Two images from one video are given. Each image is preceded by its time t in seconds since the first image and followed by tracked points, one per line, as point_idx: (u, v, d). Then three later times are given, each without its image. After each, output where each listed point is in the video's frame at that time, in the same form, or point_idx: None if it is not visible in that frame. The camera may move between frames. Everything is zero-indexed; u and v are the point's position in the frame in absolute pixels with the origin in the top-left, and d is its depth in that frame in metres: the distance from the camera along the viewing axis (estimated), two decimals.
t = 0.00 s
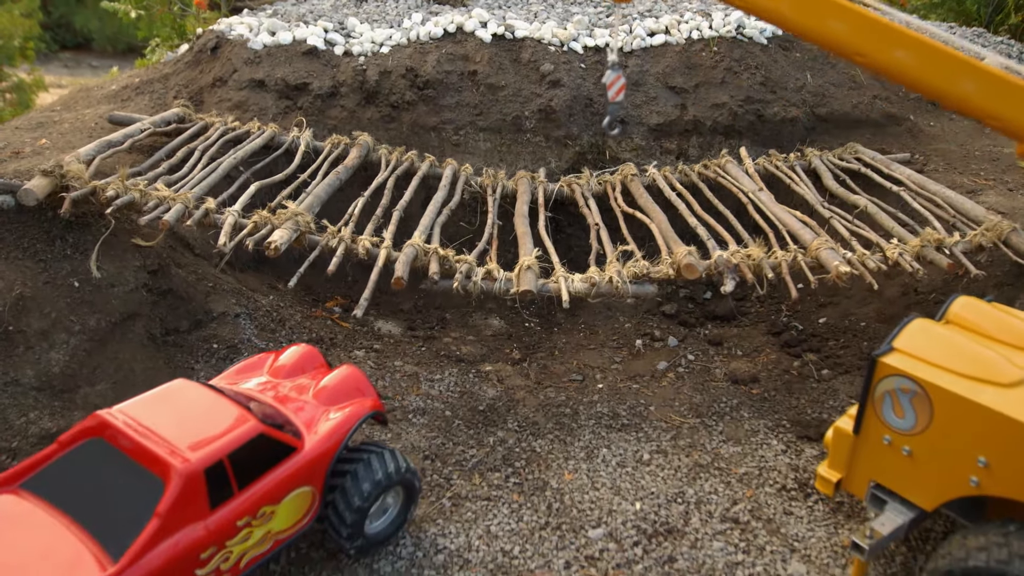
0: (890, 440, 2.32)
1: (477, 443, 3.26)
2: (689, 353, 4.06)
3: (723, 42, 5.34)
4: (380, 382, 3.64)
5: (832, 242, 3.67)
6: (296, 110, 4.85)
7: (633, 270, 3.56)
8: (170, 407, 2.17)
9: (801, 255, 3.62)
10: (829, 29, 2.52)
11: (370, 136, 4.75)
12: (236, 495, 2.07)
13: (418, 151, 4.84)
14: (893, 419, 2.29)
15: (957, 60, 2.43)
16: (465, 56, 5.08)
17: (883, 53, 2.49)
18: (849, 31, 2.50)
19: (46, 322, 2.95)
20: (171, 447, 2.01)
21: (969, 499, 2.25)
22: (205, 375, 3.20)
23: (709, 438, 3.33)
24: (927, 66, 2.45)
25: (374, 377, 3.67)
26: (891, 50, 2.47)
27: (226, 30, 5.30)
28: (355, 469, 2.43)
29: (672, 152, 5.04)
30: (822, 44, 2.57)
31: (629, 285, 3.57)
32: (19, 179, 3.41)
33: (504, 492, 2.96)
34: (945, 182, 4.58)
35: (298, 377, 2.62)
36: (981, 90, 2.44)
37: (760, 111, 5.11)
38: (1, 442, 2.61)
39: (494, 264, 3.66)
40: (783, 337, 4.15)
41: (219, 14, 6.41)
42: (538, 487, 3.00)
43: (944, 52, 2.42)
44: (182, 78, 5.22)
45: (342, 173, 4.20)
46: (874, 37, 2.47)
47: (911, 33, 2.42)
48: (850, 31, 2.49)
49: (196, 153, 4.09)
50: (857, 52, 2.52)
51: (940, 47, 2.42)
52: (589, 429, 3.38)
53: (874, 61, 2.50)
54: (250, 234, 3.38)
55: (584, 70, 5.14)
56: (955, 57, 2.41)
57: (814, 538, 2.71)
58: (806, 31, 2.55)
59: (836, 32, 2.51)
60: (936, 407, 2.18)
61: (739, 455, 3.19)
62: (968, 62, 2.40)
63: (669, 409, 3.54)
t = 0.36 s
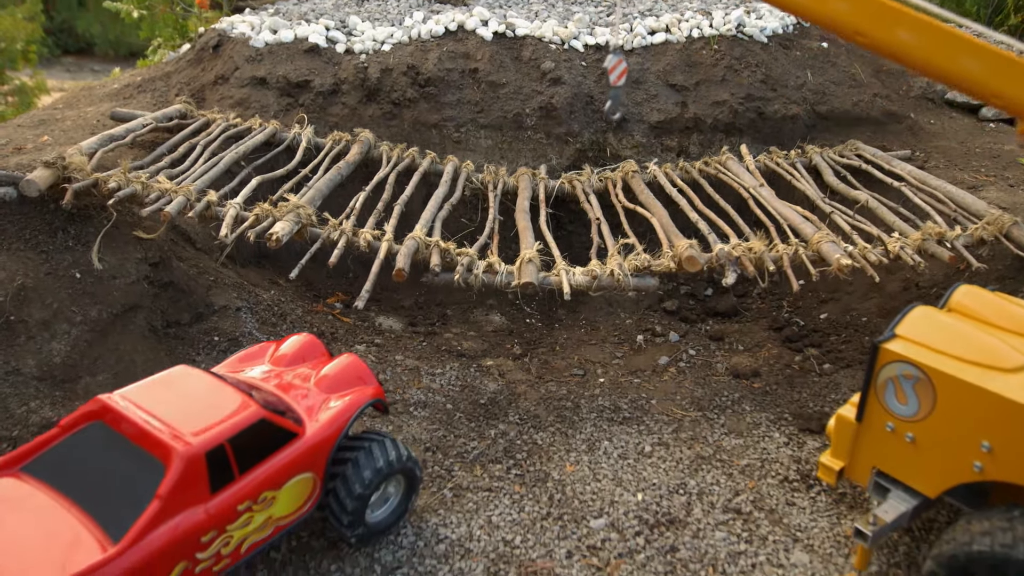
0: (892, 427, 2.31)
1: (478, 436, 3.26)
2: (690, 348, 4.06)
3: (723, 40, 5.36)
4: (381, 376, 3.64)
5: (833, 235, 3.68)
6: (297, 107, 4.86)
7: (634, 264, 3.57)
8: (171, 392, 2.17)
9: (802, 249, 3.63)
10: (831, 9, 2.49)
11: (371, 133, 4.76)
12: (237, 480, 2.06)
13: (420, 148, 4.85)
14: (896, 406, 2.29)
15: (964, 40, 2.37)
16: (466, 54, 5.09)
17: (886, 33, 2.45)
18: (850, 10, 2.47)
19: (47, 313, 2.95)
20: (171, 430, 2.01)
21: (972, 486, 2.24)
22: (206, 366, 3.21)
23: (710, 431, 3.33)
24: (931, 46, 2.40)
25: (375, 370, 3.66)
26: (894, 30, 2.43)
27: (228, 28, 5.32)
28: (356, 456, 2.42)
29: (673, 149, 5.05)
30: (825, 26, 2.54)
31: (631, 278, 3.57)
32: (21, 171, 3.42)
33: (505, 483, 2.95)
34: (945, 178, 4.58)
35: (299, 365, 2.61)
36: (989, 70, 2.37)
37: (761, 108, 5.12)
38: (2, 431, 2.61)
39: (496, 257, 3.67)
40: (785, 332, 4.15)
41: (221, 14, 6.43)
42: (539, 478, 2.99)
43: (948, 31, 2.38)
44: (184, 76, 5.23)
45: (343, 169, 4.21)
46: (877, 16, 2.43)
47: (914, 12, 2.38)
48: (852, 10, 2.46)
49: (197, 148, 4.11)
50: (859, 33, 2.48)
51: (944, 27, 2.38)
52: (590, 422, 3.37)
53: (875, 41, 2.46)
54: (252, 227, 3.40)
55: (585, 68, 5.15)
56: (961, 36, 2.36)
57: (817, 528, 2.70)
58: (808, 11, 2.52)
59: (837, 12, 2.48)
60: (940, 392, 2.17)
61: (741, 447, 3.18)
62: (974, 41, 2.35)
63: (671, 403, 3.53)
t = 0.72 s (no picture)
0: (893, 418, 2.31)
1: (478, 431, 3.25)
2: (691, 346, 4.05)
3: (722, 41, 5.37)
4: (381, 373, 3.63)
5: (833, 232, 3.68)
6: (298, 107, 4.88)
7: (634, 260, 3.57)
8: (171, 382, 2.16)
9: (802, 246, 3.63)
10: None
11: (372, 133, 4.77)
12: (236, 468, 2.05)
13: (420, 148, 4.86)
14: (896, 396, 2.28)
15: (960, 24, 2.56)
16: (466, 54, 5.11)
17: (884, 18, 2.65)
18: None
19: (47, 306, 2.96)
20: (170, 418, 2.00)
21: (973, 477, 2.24)
22: (204, 361, 3.20)
23: (710, 427, 3.32)
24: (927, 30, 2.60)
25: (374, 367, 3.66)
26: (892, 14, 2.64)
27: (229, 29, 5.34)
28: (355, 448, 2.41)
29: (673, 149, 5.06)
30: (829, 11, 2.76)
31: (630, 274, 3.57)
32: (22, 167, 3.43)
33: (505, 478, 2.94)
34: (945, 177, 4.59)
35: (298, 358, 2.61)
36: (984, 53, 2.55)
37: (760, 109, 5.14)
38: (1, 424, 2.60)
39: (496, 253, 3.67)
40: (785, 330, 4.14)
41: (222, 16, 6.45)
42: (539, 473, 2.98)
43: (944, 16, 2.56)
44: (186, 76, 5.25)
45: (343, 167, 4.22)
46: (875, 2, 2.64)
47: None
48: None
49: (197, 146, 4.11)
50: (858, 18, 2.69)
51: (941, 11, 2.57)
52: (590, 418, 3.36)
53: (874, 26, 2.66)
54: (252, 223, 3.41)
55: (585, 68, 5.17)
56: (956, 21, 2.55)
57: (818, 522, 2.69)
58: None
59: None
60: (941, 382, 2.16)
61: (742, 443, 3.17)
62: (969, 25, 2.54)
63: (672, 399, 3.52)
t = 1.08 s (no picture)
0: (896, 409, 2.30)
1: (480, 427, 3.24)
2: (692, 343, 4.04)
3: (723, 41, 5.39)
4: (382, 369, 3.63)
5: (834, 228, 3.68)
6: (300, 106, 4.89)
7: (635, 257, 3.57)
8: (173, 371, 2.16)
9: (803, 242, 3.63)
10: None
11: (374, 132, 4.78)
12: (237, 458, 2.05)
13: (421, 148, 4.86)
14: (899, 387, 2.28)
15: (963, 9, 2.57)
16: (467, 55, 5.13)
17: (885, 5, 2.70)
18: None
19: (49, 300, 2.96)
20: (170, 407, 2.00)
21: (977, 467, 2.23)
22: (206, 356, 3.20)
23: (713, 422, 3.31)
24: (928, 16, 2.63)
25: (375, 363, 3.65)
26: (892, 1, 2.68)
27: (231, 29, 5.36)
28: (357, 440, 2.40)
29: (675, 149, 5.07)
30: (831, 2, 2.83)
31: (632, 271, 3.57)
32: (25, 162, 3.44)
33: (507, 472, 2.93)
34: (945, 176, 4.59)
35: (299, 350, 2.61)
36: (989, 38, 2.56)
37: (761, 108, 5.14)
38: (3, 416, 2.60)
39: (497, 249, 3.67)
40: (787, 328, 4.13)
41: (224, 17, 6.48)
42: (541, 468, 2.97)
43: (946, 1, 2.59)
44: (188, 76, 5.27)
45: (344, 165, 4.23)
46: None
47: None
48: None
49: (200, 143, 4.13)
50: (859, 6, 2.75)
51: None
52: (592, 414, 3.35)
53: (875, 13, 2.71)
54: (254, 218, 3.41)
55: (586, 69, 5.18)
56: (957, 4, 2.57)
57: (821, 515, 2.68)
58: None
59: None
60: (944, 371, 2.16)
61: (744, 438, 3.17)
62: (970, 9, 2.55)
63: (674, 395, 3.52)
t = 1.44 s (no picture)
0: (896, 396, 2.31)
1: (480, 419, 3.24)
2: (692, 338, 4.04)
3: (723, 39, 5.41)
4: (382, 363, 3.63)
5: (834, 222, 3.69)
6: (301, 103, 4.90)
7: (635, 250, 3.58)
8: (173, 358, 2.16)
9: (803, 235, 3.64)
10: None
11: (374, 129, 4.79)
12: (237, 443, 2.05)
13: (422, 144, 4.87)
14: (899, 374, 2.28)
15: None
16: (467, 52, 5.15)
17: None
18: None
19: (50, 291, 2.98)
20: (171, 392, 2.00)
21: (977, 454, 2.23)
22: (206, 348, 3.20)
23: (713, 414, 3.31)
24: None
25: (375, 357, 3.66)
26: None
27: (232, 27, 5.38)
28: (357, 428, 2.40)
29: (675, 145, 5.08)
30: None
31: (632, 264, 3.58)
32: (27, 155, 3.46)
33: (507, 463, 2.93)
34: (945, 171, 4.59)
35: (300, 339, 2.61)
36: (983, 16, 2.62)
37: (761, 105, 5.15)
38: (4, 406, 2.61)
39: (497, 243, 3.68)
40: (787, 322, 4.13)
41: (225, 16, 6.51)
42: (541, 459, 2.97)
43: None
44: (189, 74, 5.29)
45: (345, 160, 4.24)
46: None
47: None
48: None
49: (201, 137, 4.16)
50: None
51: None
52: (592, 407, 3.34)
53: None
54: (255, 211, 3.42)
55: (586, 66, 5.20)
56: None
57: (822, 505, 2.68)
58: None
59: None
60: (943, 357, 2.16)
61: (745, 429, 3.17)
62: None
63: (674, 389, 3.51)
